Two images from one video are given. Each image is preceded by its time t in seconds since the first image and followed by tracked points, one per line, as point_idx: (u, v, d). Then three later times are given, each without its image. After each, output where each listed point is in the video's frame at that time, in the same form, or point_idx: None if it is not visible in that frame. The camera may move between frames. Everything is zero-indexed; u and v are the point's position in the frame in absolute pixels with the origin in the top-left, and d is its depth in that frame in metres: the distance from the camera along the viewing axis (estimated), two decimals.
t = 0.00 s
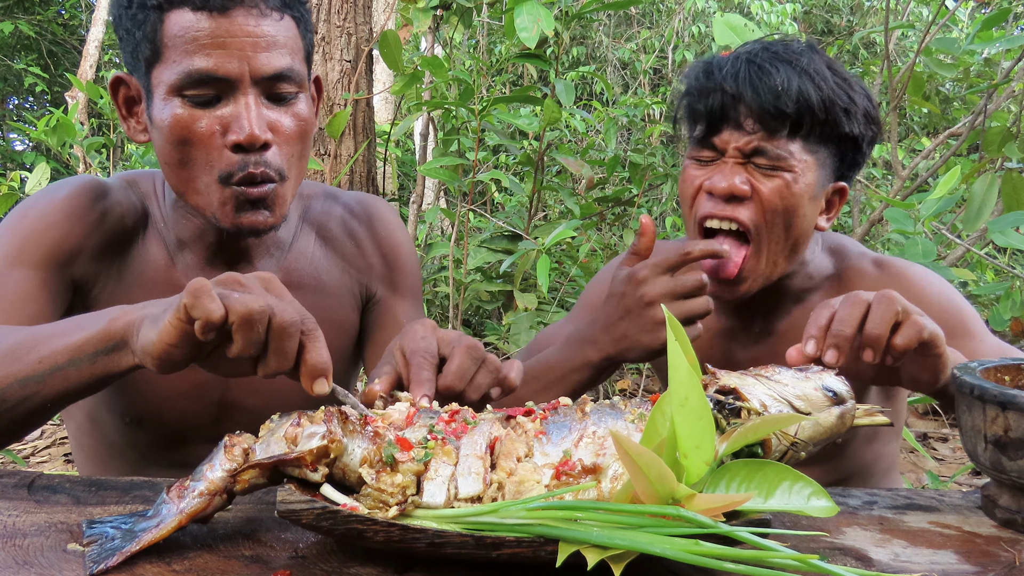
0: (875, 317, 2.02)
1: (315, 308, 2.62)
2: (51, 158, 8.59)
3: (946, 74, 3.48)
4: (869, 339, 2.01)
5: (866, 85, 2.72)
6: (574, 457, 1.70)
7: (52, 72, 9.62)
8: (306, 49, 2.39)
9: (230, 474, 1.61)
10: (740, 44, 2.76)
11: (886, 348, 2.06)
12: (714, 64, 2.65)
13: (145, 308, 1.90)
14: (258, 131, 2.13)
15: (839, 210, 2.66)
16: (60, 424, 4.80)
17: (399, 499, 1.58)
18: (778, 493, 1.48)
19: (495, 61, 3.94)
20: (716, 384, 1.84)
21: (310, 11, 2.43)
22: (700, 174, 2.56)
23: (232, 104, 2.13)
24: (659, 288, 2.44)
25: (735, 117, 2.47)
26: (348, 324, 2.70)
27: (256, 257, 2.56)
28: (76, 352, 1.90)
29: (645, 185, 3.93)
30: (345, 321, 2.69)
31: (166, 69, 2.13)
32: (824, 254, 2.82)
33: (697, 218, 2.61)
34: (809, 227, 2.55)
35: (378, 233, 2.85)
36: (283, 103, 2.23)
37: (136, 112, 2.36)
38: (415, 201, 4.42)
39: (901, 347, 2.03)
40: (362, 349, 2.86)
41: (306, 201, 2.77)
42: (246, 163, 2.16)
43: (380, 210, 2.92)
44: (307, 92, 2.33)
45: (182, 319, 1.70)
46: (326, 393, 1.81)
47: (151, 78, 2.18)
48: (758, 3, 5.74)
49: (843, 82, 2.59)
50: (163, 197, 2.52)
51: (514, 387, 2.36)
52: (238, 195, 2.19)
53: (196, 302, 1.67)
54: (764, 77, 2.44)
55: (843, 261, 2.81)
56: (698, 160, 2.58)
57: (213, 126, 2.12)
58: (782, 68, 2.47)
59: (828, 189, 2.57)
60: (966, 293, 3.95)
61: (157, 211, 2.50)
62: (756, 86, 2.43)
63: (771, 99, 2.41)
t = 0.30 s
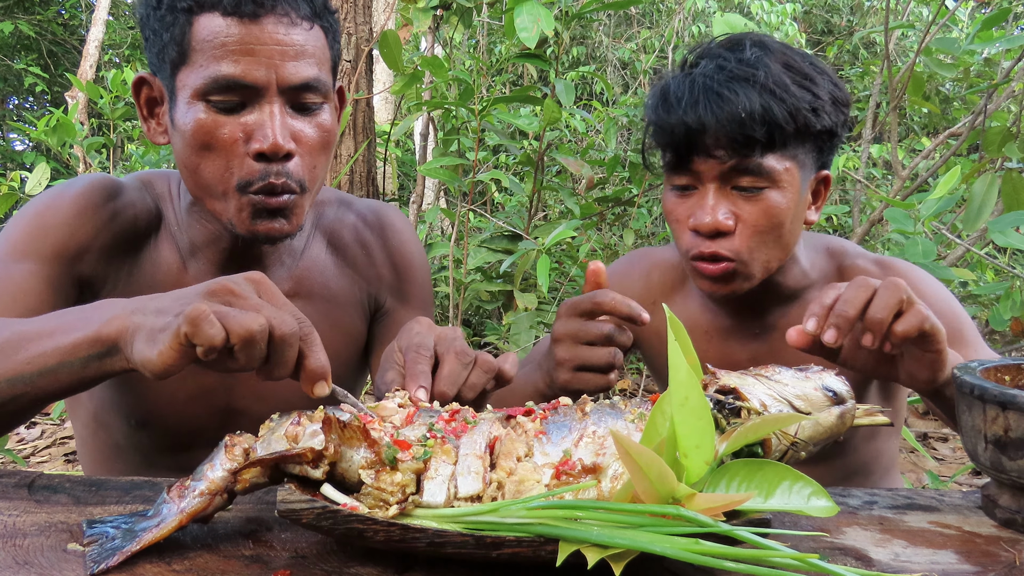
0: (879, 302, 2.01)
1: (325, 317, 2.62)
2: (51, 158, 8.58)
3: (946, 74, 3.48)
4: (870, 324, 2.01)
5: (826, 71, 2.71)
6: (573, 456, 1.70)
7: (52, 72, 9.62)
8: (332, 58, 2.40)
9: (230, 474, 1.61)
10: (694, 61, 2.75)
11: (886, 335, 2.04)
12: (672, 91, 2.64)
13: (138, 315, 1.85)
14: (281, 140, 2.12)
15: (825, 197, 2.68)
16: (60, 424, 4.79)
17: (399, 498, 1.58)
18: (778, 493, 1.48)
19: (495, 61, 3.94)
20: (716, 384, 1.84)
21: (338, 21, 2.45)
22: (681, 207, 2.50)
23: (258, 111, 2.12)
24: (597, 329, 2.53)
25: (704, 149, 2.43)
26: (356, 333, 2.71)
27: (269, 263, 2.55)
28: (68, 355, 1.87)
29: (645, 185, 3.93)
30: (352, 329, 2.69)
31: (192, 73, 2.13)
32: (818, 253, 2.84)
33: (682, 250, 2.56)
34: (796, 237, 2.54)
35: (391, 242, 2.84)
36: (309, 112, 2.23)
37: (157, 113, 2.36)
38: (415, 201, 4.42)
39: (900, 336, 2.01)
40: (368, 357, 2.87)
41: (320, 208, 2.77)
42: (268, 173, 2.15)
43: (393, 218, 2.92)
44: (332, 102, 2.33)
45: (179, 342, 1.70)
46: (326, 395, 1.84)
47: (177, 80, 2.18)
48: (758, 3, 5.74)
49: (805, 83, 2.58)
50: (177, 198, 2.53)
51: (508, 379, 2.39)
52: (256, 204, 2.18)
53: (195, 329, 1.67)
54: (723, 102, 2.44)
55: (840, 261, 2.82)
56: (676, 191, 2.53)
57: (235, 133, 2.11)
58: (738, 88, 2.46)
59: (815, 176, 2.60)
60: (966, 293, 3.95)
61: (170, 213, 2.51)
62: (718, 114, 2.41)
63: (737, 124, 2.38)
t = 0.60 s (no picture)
0: (861, 317, 2.05)
1: (325, 320, 2.63)
2: (51, 157, 8.58)
3: (946, 74, 3.48)
4: (856, 339, 2.03)
5: (832, 76, 2.71)
6: (574, 457, 1.70)
7: (52, 72, 9.63)
8: (332, 62, 2.40)
9: (230, 475, 1.61)
10: (701, 58, 2.76)
11: (873, 348, 2.07)
12: (675, 83, 2.65)
13: (148, 338, 1.85)
14: (282, 147, 2.12)
15: (823, 200, 2.68)
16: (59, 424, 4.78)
17: (399, 499, 1.59)
18: (778, 493, 1.48)
19: (495, 62, 3.94)
20: (716, 384, 1.84)
21: (339, 25, 2.45)
22: (679, 196, 2.50)
23: (258, 119, 2.12)
24: (644, 340, 2.30)
25: (703, 139, 2.44)
26: (356, 336, 2.72)
27: (268, 268, 2.55)
28: (86, 379, 1.88)
29: (645, 185, 3.93)
30: (352, 333, 2.70)
31: (192, 80, 2.13)
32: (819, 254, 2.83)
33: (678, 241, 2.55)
34: (791, 236, 2.54)
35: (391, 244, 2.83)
36: (310, 118, 2.22)
37: (156, 118, 2.36)
38: (415, 201, 4.41)
39: (887, 346, 2.05)
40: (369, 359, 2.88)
41: (320, 210, 2.76)
42: (270, 181, 2.14)
43: (393, 220, 2.90)
44: (333, 107, 2.32)
45: (182, 361, 1.72)
46: (331, 399, 1.85)
47: (176, 86, 2.18)
48: (758, 3, 5.74)
49: (809, 82, 2.58)
50: (175, 201, 2.51)
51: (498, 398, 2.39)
52: (257, 211, 2.18)
53: (196, 351, 1.70)
54: (725, 94, 2.44)
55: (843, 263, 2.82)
56: (676, 181, 2.53)
57: (236, 141, 2.11)
58: (741, 82, 2.47)
59: (813, 179, 2.59)
60: (966, 292, 3.95)
61: (169, 216, 2.49)
62: (718, 105, 2.43)
63: (736, 116, 2.39)
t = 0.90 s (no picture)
0: (841, 335, 2.05)
1: (323, 315, 2.62)
2: (51, 157, 8.58)
3: (946, 73, 3.47)
4: (838, 358, 2.03)
5: (825, 75, 2.70)
6: (573, 457, 1.70)
7: (52, 72, 9.64)
8: (323, 57, 2.39)
9: (230, 475, 1.62)
10: (692, 60, 2.76)
11: (855, 364, 2.08)
12: (668, 86, 2.64)
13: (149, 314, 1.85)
14: (272, 140, 2.12)
15: (820, 200, 2.68)
16: (59, 424, 4.78)
17: (400, 499, 1.59)
18: (778, 493, 1.48)
19: (495, 62, 3.94)
20: (716, 384, 1.84)
21: (330, 20, 2.43)
22: (675, 200, 2.51)
23: (248, 112, 2.12)
24: (633, 352, 2.26)
25: (696, 143, 2.43)
26: (354, 330, 2.71)
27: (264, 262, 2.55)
28: (88, 357, 1.88)
29: (645, 184, 3.92)
30: (351, 328, 2.70)
31: (182, 75, 2.13)
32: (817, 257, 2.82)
33: (674, 245, 2.56)
34: (789, 236, 2.54)
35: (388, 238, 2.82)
36: (300, 112, 2.22)
37: (151, 114, 2.36)
38: (415, 201, 4.41)
39: (869, 362, 2.05)
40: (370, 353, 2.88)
41: (315, 207, 2.76)
42: (260, 171, 2.15)
43: (390, 215, 2.89)
44: (324, 101, 2.32)
45: (180, 338, 1.73)
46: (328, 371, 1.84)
47: (167, 82, 2.18)
48: (758, 3, 5.73)
49: (801, 83, 2.57)
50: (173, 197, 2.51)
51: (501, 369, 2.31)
52: (249, 200, 2.18)
53: (194, 328, 1.70)
54: (716, 97, 2.44)
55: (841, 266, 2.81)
56: (672, 185, 2.54)
57: (226, 134, 2.12)
58: (732, 84, 2.46)
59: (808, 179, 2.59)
60: (966, 292, 3.95)
61: (167, 212, 2.49)
62: (710, 109, 2.42)
63: (728, 119, 2.38)
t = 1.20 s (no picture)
0: (819, 313, 2.09)
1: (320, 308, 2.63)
2: (51, 157, 8.58)
3: (946, 73, 3.47)
4: (817, 335, 2.07)
5: (816, 72, 2.68)
6: (574, 457, 1.70)
7: (52, 72, 9.63)
8: (314, 53, 2.39)
9: (230, 475, 1.61)
10: (684, 64, 2.75)
11: (834, 342, 2.11)
12: (660, 91, 2.63)
13: (154, 285, 1.85)
14: (263, 135, 2.13)
15: (818, 197, 2.68)
16: (59, 424, 4.78)
17: (400, 499, 1.59)
18: (778, 493, 1.49)
19: (496, 62, 3.94)
20: (716, 384, 1.84)
21: (320, 16, 2.43)
22: (671, 203, 2.51)
23: (239, 108, 2.13)
24: (621, 353, 2.29)
25: (690, 148, 2.43)
26: (354, 324, 2.70)
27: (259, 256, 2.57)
28: (93, 327, 1.88)
29: (645, 184, 3.92)
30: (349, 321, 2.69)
31: (173, 72, 2.13)
32: (811, 252, 2.82)
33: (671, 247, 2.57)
34: (783, 239, 2.55)
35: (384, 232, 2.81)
36: (291, 107, 2.22)
37: (144, 112, 2.36)
38: (415, 201, 4.41)
39: (847, 338, 2.09)
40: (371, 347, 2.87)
41: (311, 204, 2.77)
42: (251, 164, 2.15)
43: (386, 209, 2.89)
44: (316, 96, 2.32)
45: (185, 316, 1.73)
46: (332, 352, 1.84)
47: (159, 79, 2.18)
48: (758, 3, 5.73)
49: (794, 83, 2.56)
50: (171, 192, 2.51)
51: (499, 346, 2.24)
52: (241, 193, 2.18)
53: (200, 308, 1.70)
54: (709, 102, 2.43)
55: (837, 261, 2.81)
56: (668, 188, 2.53)
57: (218, 130, 2.12)
58: (723, 89, 2.45)
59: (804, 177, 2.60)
60: (967, 292, 3.95)
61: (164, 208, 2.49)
62: (702, 113, 2.42)
63: (721, 124, 2.38)
